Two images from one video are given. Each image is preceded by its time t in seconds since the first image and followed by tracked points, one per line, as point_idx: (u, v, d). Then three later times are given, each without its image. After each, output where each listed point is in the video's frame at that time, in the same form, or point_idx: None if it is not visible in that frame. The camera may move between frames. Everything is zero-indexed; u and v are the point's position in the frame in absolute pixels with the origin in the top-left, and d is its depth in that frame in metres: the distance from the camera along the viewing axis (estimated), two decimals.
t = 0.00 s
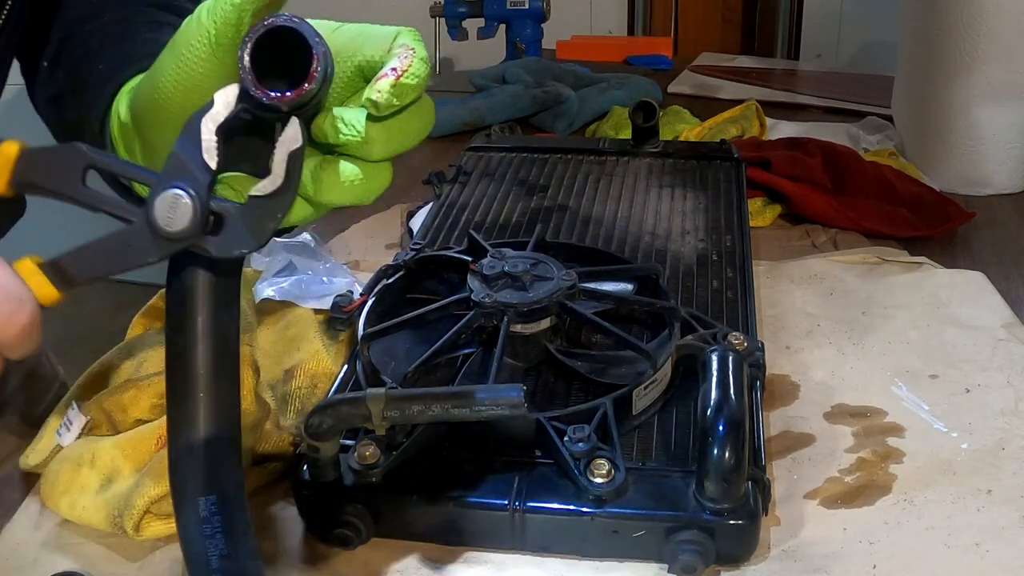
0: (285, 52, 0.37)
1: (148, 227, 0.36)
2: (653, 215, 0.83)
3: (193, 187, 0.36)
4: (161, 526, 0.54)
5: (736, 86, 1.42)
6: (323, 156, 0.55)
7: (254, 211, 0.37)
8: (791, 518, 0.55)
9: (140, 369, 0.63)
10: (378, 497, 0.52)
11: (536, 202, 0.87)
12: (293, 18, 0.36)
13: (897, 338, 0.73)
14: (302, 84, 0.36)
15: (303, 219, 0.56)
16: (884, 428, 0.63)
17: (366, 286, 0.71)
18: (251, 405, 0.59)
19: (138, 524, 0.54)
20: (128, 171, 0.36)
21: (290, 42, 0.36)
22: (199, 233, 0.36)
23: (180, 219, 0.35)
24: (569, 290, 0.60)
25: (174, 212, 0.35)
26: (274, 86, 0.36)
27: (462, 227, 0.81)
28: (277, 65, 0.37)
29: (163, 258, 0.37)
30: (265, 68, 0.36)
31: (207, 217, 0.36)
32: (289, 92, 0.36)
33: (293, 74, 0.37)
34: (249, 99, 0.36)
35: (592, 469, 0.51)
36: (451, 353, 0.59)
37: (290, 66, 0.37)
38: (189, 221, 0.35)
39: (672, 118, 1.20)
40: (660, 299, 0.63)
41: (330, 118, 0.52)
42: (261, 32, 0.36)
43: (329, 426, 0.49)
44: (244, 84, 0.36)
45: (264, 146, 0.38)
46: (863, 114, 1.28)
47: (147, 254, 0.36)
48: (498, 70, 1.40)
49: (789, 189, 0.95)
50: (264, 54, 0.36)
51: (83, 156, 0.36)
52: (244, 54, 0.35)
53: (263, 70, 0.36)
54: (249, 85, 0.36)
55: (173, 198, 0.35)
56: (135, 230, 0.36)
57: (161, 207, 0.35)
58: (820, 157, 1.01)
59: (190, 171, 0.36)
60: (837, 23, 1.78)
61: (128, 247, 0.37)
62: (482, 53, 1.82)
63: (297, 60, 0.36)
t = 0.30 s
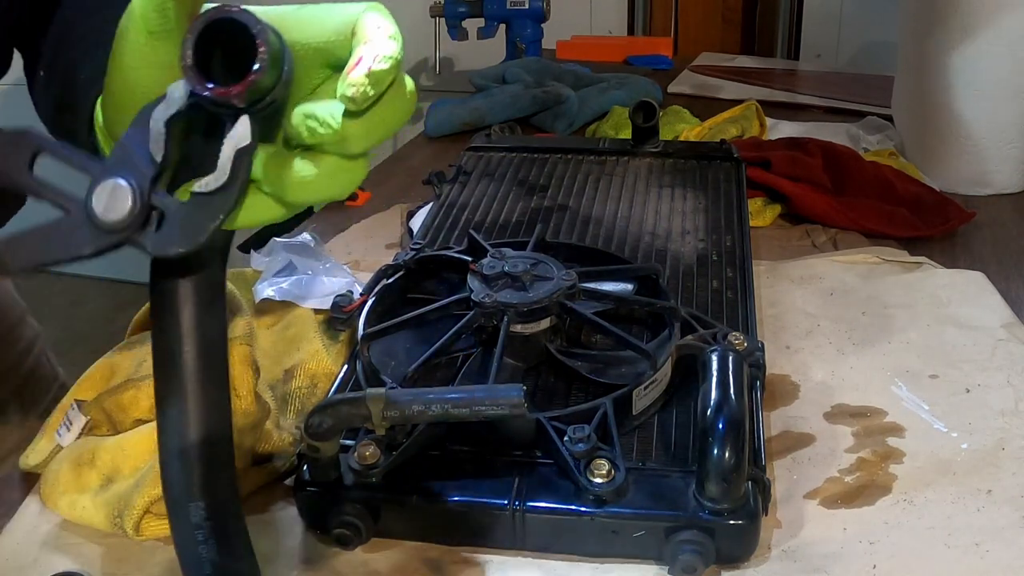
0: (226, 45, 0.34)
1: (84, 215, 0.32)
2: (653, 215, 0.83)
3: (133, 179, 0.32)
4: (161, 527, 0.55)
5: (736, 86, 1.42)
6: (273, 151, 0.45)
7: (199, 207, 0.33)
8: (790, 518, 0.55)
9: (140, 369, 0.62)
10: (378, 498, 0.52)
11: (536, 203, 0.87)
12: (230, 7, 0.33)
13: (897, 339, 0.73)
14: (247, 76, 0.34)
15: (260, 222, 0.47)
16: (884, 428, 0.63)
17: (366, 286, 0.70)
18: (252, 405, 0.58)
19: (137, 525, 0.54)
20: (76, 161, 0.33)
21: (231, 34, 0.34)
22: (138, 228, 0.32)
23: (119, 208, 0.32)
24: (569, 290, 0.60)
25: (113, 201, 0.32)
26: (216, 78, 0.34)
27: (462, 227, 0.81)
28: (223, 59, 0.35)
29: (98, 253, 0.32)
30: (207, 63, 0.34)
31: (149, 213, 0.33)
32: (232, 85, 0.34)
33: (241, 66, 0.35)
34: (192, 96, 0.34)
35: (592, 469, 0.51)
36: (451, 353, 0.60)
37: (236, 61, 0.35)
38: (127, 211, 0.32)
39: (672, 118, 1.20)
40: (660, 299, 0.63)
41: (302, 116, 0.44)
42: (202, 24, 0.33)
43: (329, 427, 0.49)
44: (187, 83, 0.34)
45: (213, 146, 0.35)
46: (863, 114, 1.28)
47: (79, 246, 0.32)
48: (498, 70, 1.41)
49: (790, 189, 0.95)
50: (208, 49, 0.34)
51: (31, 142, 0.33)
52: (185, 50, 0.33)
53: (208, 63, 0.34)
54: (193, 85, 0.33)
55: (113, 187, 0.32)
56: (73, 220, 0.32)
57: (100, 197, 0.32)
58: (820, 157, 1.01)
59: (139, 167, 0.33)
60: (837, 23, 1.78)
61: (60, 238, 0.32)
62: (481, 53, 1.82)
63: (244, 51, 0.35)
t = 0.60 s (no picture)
0: (246, 54, 0.36)
1: (187, 272, 0.34)
2: (653, 215, 0.83)
3: (217, 217, 0.34)
4: (162, 527, 0.55)
5: (736, 86, 1.42)
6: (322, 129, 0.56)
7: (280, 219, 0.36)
8: (791, 518, 0.55)
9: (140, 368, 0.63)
10: (378, 498, 0.52)
11: (536, 203, 0.87)
12: (250, 19, 0.35)
13: (897, 338, 0.73)
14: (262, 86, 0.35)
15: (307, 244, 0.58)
16: (884, 428, 0.63)
17: (366, 286, 0.70)
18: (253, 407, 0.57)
19: (138, 525, 0.54)
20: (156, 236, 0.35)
21: (251, 42, 0.35)
22: (239, 263, 0.34)
23: (217, 248, 0.34)
24: (569, 290, 0.60)
25: (210, 243, 0.34)
26: (238, 87, 0.35)
27: (462, 227, 0.81)
28: (246, 66, 0.36)
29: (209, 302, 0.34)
30: (228, 75, 0.35)
31: (241, 245, 0.34)
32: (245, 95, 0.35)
33: (260, 74, 0.35)
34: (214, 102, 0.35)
35: (592, 469, 0.51)
36: (451, 353, 0.60)
37: (256, 66, 0.36)
38: (225, 246, 0.34)
39: (672, 118, 1.20)
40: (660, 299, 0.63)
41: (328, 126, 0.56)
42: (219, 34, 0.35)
43: (329, 427, 0.49)
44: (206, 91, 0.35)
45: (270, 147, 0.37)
46: (863, 114, 1.28)
47: (190, 296, 0.33)
48: (498, 70, 1.41)
49: (789, 189, 0.95)
50: (229, 58, 0.35)
51: (102, 236, 0.35)
52: (204, 52, 0.35)
53: (230, 71, 0.35)
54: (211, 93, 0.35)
55: (205, 232, 0.34)
56: (170, 283, 0.34)
57: (203, 245, 0.34)
58: (820, 157, 1.01)
59: (213, 204, 0.34)
60: (837, 23, 1.78)
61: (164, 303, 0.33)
62: (481, 53, 1.82)
63: (262, 59, 0.35)
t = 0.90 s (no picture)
0: (291, 84, 0.32)
1: (167, 278, 0.32)
2: (653, 215, 0.83)
3: (219, 234, 0.32)
4: (162, 528, 0.54)
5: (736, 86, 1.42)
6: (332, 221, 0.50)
7: (298, 261, 0.34)
8: (791, 518, 0.55)
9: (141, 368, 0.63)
10: (378, 498, 0.52)
11: (537, 203, 0.87)
12: (302, 47, 0.31)
13: (897, 338, 0.73)
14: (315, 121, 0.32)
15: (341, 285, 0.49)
16: (884, 428, 0.62)
17: (366, 286, 0.71)
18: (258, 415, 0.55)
19: (138, 525, 0.54)
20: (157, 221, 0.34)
21: (299, 69, 0.32)
22: (226, 286, 0.32)
23: (204, 266, 0.32)
24: (569, 290, 0.60)
25: (199, 259, 0.32)
26: (281, 120, 0.32)
27: (462, 227, 0.81)
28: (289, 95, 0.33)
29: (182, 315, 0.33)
30: (270, 107, 0.32)
31: (233, 268, 0.32)
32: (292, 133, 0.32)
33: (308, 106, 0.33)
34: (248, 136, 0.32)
35: (592, 469, 0.51)
36: (452, 353, 0.60)
37: (301, 95, 0.33)
38: (214, 270, 0.32)
39: (672, 118, 1.20)
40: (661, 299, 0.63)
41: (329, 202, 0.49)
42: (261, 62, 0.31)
43: (329, 427, 0.49)
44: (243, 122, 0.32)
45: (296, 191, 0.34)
46: (863, 114, 1.28)
47: (163, 309, 0.33)
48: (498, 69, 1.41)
49: (789, 189, 0.95)
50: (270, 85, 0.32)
51: (101, 203, 0.34)
52: (242, 80, 0.31)
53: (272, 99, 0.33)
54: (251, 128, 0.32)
55: (197, 245, 0.32)
56: (153, 283, 0.33)
57: (187, 256, 0.32)
58: (821, 157, 1.01)
59: (227, 226, 0.33)
60: (837, 24, 1.78)
61: (139, 304, 0.33)
62: (481, 53, 1.83)
63: (310, 87, 0.32)
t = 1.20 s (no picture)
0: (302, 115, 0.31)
1: (174, 318, 0.34)
2: (653, 215, 0.83)
3: (226, 271, 0.34)
4: (161, 527, 0.55)
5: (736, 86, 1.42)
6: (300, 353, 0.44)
7: (304, 295, 0.34)
8: (791, 518, 0.55)
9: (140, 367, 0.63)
10: (378, 498, 0.52)
11: (537, 203, 0.87)
12: (309, 76, 0.30)
13: (896, 338, 0.73)
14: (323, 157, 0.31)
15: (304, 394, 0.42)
16: (884, 428, 0.62)
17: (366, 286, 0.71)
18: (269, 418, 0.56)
19: (137, 524, 0.54)
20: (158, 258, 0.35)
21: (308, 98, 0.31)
22: (233, 324, 0.34)
23: (210, 307, 0.34)
24: (569, 290, 0.60)
25: (205, 299, 0.34)
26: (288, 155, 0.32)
27: (462, 227, 0.81)
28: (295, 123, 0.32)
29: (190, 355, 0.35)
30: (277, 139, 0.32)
31: (240, 305, 0.34)
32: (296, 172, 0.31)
33: (318, 139, 0.32)
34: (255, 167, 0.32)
35: (592, 469, 0.51)
36: (452, 353, 0.59)
37: (310, 125, 0.32)
38: (220, 312, 0.34)
39: (672, 118, 1.20)
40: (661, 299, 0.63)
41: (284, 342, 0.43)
42: (265, 90, 0.30)
43: (329, 427, 0.49)
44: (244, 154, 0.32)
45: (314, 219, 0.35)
46: (863, 114, 1.28)
47: (171, 350, 0.35)
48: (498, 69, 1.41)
49: (790, 189, 0.95)
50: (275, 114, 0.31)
51: (98, 236, 0.36)
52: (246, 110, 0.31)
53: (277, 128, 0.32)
54: (255, 165, 0.31)
55: (204, 284, 0.34)
56: (160, 323, 0.35)
57: (192, 297, 0.34)
58: (820, 157, 1.01)
59: (235, 263, 0.34)
60: (837, 24, 1.78)
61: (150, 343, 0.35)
62: (481, 53, 1.83)
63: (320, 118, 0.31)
